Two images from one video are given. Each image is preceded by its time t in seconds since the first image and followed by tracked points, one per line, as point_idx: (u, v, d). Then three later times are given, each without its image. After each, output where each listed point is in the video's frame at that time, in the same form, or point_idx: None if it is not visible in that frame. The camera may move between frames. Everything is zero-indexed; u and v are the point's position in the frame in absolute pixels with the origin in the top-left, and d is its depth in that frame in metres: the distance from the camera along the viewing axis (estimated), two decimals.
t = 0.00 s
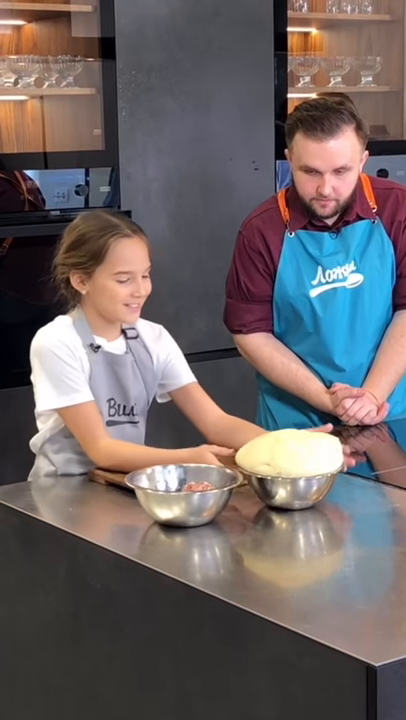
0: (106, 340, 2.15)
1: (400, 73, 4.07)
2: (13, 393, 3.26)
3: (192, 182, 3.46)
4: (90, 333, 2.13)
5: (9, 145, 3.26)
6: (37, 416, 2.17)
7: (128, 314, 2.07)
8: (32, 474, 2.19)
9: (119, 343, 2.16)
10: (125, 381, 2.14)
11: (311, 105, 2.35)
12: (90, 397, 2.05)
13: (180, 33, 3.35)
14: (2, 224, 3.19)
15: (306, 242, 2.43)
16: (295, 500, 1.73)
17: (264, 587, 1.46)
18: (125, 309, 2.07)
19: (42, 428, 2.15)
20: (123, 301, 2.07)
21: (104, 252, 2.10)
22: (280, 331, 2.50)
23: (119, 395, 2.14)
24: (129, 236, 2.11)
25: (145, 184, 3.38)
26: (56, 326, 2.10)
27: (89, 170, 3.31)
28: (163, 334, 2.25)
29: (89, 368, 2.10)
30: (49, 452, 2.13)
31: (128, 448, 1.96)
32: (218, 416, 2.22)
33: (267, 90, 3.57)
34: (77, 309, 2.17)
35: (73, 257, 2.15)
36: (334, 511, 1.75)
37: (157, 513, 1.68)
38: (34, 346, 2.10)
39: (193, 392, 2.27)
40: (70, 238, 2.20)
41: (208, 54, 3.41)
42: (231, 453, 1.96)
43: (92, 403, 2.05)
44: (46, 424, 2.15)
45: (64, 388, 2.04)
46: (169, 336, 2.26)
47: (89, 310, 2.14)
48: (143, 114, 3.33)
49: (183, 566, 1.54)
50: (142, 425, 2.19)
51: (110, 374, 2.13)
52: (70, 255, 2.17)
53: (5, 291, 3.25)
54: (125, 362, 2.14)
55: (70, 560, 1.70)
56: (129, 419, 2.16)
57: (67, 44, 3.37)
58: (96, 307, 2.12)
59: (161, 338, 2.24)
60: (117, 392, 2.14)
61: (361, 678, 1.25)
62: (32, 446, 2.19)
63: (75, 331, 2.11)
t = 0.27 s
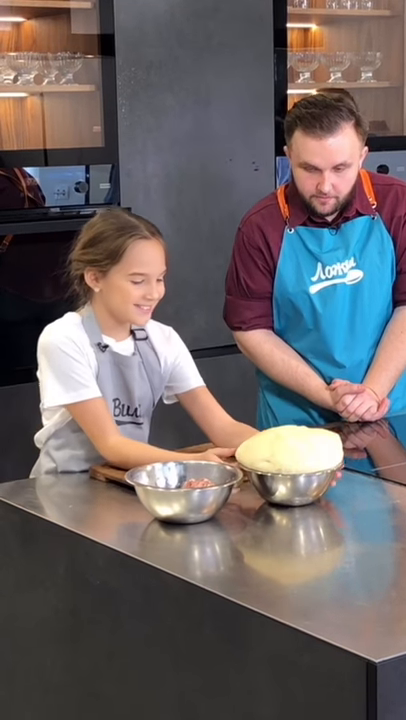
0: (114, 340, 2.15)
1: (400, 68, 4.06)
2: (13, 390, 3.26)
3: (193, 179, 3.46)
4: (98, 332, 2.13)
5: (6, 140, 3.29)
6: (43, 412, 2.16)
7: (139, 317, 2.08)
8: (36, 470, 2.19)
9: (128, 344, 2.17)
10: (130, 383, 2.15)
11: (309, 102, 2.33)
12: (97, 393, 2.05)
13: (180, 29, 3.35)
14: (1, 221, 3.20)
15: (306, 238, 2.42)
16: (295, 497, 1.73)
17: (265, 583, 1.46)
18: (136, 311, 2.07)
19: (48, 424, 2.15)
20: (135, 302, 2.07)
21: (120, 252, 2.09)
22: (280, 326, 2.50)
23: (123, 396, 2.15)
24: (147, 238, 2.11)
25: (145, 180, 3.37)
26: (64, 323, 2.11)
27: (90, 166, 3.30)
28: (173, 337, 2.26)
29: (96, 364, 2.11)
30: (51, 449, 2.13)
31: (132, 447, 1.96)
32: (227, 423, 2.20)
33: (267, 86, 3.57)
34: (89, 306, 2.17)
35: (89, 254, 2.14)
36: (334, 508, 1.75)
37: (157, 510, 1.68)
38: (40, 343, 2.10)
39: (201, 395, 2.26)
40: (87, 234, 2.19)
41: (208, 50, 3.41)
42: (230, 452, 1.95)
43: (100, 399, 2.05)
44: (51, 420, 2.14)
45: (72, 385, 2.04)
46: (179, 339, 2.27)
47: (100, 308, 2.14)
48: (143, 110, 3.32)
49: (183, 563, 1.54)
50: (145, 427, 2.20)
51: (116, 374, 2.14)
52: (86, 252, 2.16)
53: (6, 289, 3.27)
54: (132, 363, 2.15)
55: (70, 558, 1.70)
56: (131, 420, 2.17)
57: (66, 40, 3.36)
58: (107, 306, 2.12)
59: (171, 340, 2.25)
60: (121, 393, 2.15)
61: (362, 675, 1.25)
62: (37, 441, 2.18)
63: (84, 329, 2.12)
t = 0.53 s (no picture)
0: (120, 339, 2.16)
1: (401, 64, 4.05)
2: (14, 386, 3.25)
3: (193, 174, 3.45)
4: (102, 331, 2.13)
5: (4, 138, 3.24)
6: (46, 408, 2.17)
7: (145, 316, 2.07)
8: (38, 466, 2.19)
9: (133, 342, 2.17)
10: (133, 382, 2.16)
11: (312, 99, 2.31)
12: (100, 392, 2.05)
13: (180, 24, 3.34)
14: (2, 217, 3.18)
15: (308, 237, 2.42)
16: (295, 492, 1.73)
17: (264, 579, 1.46)
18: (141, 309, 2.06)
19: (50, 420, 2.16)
20: (140, 301, 2.06)
21: (128, 250, 2.09)
22: (281, 324, 2.50)
23: (126, 395, 2.16)
24: (155, 237, 2.10)
25: (146, 176, 3.37)
26: (68, 321, 2.11)
27: (90, 162, 3.30)
28: (179, 334, 2.26)
29: (99, 362, 2.11)
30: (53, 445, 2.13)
31: (136, 444, 1.96)
32: (231, 420, 2.21)
33: (267, 81, 3.56)
34: (94, 302, 2.18)
35: (97, 251, 2.14)
36: (335, 503, 1.75)
37: (157, 505, 1.68)
38: (43, 342, 2.10)
39: (207, 393, 2.26)
40: (95, 231, 2.19)
41: (208, 45, 3.40)
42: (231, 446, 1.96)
43: (104, 397, 2.04)
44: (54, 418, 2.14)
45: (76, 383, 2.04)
46: (185, 336, 2.27)
47: (104, 305, 2.14)
48: (143, 105, 3.32)
49: (184, 558, 1.54)
50: (148, 424, 2.21)
51: (119, 373, 2.14)
52: (94, 248, 2.16)
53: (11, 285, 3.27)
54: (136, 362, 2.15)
55: (70, 554, 1.70)
56: (134, 418, 2.18)
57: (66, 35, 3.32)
58: (113, 303, 2.11)
59: (177, 338, 2.25)
60: (124, 392, 2.16)
61: (362, 671, 1.25)
62: (40, 436, 2.19)
63: (87, 327, 2.12)
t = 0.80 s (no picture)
0: (119, 336, 2.15)
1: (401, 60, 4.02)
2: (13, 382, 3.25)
3: (193, 169, 3.45)
4: (103, 328, 2.13)
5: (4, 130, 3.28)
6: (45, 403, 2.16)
7: (145, 313, 2.06)
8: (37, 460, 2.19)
9: (133, 339, 2.17)
10: (134, 379, 2.15)
11: (329, 90, 2.33)
12: (100, 390, 2.04)
13: (179, 19, 3.34)
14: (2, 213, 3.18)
15: (317, 229, 2.42)
16: (295, 488, 1.72)
17: (265, 574, 1.46)
18: (142, 307, 2.06)
19: (50, 416, 2.15)
20: (141, 300, 2.05)
21: (129, 249, 2.08)
22: (288, 315, 2.50)
23: (126, 391, 2.15)
24: (157, 236, 2.09)
25: (145, 171, 3.37)
26: (68, 318, 2.10)
27: (90, 158, 3.29)
28: (179, 329, 2.25)
29: (99, 359, 2.10)
30: (52, 442, 2.13)
31: (136, 441, 1.95)
32: (232, 417, 2.20)
33: (267, 76, 3.55)
34: (95, 299, 2.17)
35: (98, 249, 2.14)
36: (335, 499, 1.75)
37: (157, 502, 1.67)
38: (43, 339, 2.10)
39: (207, 388, 2.26)
40: (97, 228, 2.18)
41: (208, 41, 3.40)
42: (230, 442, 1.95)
43: (104, 394, 2.04)
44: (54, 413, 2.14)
45: (76, 380, 2.03)
46: (185, 331, 2.26)
47: (105, 302, 2.14)
48: (142, 101, 3.31)
49: (184, 555, 1.54)
50: (149, 420, 2.21)
51: (119, 370, 2.14)
52: (95, 246, 2.15)
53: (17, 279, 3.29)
54: (136, 360, 2.15)
55: (70, 549, 1.70)
56: (134, 415, 2.17)
57: (65, 31, 3.32)
58: (114, 301, 2.11)
59: (177, 333, 2.24)
60: (125, 389, 2.15)
61: (363, 668, 1.25)
62: (39, 432, 2.19)
63: (88, 323, 2.12)
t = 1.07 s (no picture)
0: (117, 333, 2.15)
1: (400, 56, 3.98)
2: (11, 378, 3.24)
3: (191, 165, 3.44)
4: (100, 325, 2.12)
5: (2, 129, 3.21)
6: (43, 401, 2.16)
7: (143, 312, 2.06)
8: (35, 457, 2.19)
9: (131, 336, 2.16)
10: (132, 376, 2.15)
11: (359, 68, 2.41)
12: (98, 386, 2.04)
13: (178, 15, 3.33)
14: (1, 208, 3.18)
15: (337, 208, 2.48)
16: (294, 484, 1.72)
17: (263, 570, 1.46)
18: (140, 307, 2.05)
19: (48, 413, 2.15)
20: (139, 299, 2.05)
21: (127, 247, 2.07)
22: (300, 296, 2.55)
23: (125, 388, 2.15)
24: (155, 234, 2.08)
25: (144, 167, 3.36)
26: (65, 315, 2.10)
27: (89, 154, 3.28)
28: (177, 325, 2.25)
29: (97, 357, 2.10)
30: (51, 439, 2.13)
31: (135, 437, 1.95)
32: (229, 412, 2.20)
33: (266, 72, 3.55)
34: (92, 296, 2.17)
35: (96, 246, 2.13)
36: (334, 495, 1.75)
37: (155, 498, 1.67)
38: (41, 336, 2.09)
39: (204, 386, 2.25)
40: (95, 225, 2.18)
41: (206, 36, 3.39)
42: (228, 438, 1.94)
43: (102, 392, 2.04)
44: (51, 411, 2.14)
45: (73, 377, 2.03)
46: (183, 327, 2.26)
47: (102, 299, 2.13)
48: (141, 96, 3.31)
49: (182, 552, 1.54)
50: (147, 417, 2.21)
51: (118, 367, 2.14)
52: (93, 243, 2.15)
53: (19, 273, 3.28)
54: (134, 357, 2.15)
55: (68, 546, 1.69)
56: (133, 412, 2.17)
57: (63, 26, 3.29)
58: (112, 298, 2.11)
59: (175, 328, 2.24)
60: (123, 386, 2.15)
61: (362, 664, 1.24)
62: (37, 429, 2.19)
63: (86, 321, 2.11)
